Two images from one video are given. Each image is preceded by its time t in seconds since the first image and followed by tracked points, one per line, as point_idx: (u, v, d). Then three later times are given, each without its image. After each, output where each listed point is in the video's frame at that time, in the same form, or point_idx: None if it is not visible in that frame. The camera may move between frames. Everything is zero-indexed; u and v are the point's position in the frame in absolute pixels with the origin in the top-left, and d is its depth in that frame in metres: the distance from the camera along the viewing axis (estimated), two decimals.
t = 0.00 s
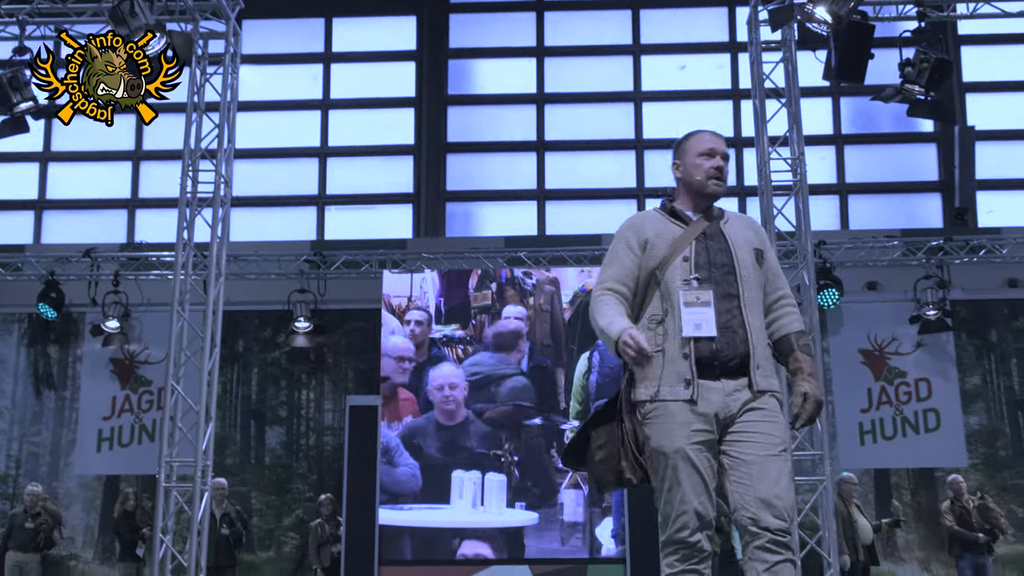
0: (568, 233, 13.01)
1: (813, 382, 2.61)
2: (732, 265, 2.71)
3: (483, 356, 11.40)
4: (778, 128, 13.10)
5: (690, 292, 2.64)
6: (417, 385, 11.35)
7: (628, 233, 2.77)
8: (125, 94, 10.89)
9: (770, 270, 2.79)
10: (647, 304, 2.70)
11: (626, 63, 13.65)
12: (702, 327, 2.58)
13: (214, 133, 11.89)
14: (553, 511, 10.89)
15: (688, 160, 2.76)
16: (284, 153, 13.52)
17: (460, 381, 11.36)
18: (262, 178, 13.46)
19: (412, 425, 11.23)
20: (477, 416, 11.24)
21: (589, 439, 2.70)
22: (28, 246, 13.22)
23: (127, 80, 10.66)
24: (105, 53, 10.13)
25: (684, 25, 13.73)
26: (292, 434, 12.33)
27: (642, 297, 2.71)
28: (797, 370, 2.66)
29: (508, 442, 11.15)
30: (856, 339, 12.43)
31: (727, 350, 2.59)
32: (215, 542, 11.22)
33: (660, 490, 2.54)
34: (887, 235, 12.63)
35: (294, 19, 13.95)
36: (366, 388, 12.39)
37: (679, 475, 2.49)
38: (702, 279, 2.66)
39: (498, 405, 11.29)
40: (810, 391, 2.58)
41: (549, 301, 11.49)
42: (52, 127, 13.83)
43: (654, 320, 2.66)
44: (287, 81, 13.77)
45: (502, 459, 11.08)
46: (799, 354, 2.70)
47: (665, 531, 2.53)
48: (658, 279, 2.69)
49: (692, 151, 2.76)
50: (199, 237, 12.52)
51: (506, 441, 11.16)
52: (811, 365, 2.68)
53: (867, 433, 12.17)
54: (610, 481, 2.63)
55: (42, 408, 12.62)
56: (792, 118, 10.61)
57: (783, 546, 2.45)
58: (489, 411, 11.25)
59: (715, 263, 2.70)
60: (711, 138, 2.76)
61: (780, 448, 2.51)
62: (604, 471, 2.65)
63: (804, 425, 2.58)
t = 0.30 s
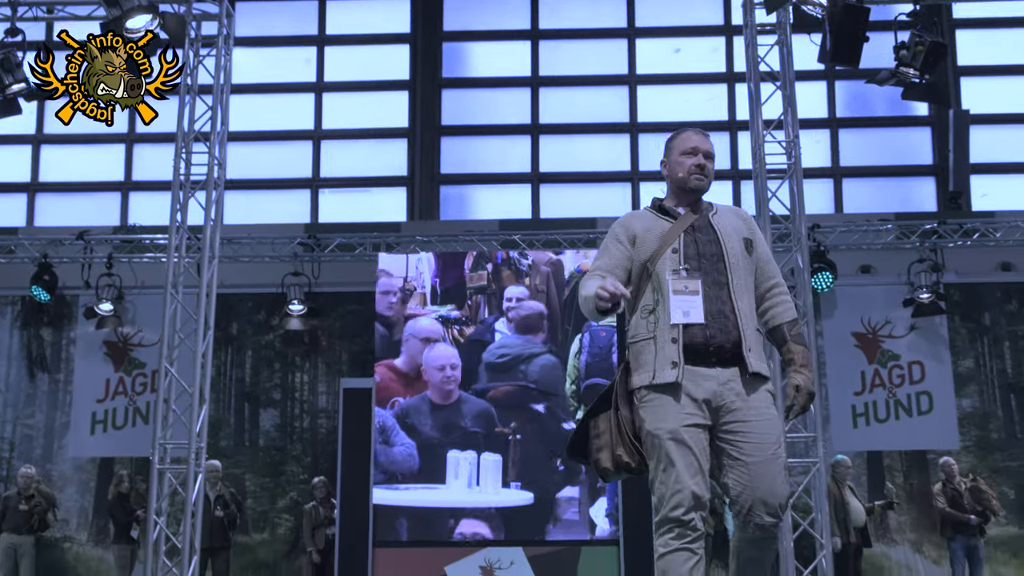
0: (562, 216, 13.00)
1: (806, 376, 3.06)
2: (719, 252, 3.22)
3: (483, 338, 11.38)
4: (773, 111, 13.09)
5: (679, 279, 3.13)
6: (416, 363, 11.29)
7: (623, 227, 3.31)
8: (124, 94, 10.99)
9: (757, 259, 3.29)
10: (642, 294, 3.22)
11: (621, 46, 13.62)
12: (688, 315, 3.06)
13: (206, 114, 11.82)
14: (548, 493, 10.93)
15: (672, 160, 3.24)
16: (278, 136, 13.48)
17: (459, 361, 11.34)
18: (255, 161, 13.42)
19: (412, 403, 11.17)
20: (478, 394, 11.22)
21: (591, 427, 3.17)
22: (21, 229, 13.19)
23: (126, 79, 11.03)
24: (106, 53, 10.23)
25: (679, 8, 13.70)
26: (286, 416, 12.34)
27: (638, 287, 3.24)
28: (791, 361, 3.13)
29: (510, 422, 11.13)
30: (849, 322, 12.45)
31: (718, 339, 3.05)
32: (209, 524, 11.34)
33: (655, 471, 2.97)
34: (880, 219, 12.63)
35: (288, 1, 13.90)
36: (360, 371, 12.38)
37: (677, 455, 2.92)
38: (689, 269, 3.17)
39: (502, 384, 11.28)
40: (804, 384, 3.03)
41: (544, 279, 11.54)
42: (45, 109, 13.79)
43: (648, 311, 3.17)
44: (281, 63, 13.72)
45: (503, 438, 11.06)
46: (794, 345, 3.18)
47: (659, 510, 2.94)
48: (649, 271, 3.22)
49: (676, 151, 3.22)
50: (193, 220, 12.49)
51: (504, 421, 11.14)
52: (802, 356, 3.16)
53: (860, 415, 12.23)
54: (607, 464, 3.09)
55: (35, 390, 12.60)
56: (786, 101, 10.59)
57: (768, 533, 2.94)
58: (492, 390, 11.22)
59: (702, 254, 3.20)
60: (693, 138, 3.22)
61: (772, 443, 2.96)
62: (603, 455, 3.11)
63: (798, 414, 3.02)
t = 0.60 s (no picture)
0: (558, 196, 13.00)
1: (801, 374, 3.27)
2: (730, 257, 3.38)
3: (478, 316, 11.41)
4: (768, 91, 13.07)
5: (690, 278, 3.28)
6: (420, 340, 11.31)
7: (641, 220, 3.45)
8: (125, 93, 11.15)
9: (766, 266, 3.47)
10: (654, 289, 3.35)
11: (617, 25, 13.58)
12: (702, 312, 3.20)
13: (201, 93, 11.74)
14: (544, 471, 10.97)
15: (693, 160, 3.37)
16: (272, 115, 13.43)
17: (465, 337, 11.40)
18: (250, 139, 13.38)
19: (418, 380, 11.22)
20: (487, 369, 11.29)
21: (605, 403, 3.27)
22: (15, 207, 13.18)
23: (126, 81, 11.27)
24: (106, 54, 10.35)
25: None
26: (281, 395, 12.34)
27: (650, 283, 3.37)
28: (790, 361, 3.32)
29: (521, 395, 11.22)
30: (844, 302, 12.47)
31: (726, 336, 3.22)
32: (204, 502, 11.44)
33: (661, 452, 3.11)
34: (875, 199, 12.59)
35: None
36: (355, 350, 12.40)
37: (684, 440, 3.06)
38: (701, 270, 3.32)
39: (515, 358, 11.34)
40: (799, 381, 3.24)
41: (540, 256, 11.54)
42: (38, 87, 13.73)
43: (659, 305, 3.30)
44: (275, 41, 13.65)
45: (514, 412, 11.15)
46: (790, 346, 3.36)
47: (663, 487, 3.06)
48: (662, 268, 3.35)
49: (698, 151, 3.35)
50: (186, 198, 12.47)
51: (513, 395, 11.22)
52: (800, 357, 3.35)
53: (854, 395, 12.25)
54: (621, 439, 3.19)
55: (30, 369, 12.61)
56: (782, 80, 10.56)
57: (743, 524, 3.18)
58: (502, 365, 11.29)
59: (714, 256, 3.36)
60: (715, 141, 3.35)
61: (759, 441, 3.21)
62: (617, 429, 3.21)
63: (794, 408, 3.21)
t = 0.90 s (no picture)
0: (553, 180, 13.01)
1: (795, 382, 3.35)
2: (726, 249, 3.39)
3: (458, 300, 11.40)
4: (764, 74, 13.06)
5: (686, 266, 3.30)
6: (422, 320, 11.29)
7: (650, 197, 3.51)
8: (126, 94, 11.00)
9: (766, 261, 3.46)
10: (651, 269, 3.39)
11: (613, 8, 13.54)
12: (694, 298, 3.24)
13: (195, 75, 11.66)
14: (539, 452, 10.98)
15: (709, 153, 3.36)
16: (267, 98, 13.40)
17: (476, 318, 11.37)
18: (245, 122, 13.35)
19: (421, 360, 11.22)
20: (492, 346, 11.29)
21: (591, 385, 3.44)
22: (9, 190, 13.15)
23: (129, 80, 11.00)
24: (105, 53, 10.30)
25: None
26: (276, 378, 12.36)
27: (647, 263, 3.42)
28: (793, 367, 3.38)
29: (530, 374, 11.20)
30: (838, 286, 12.48)
31: (712, 322, 3.25)
32: (199, 485, 11.48)
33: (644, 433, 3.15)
34: (871, 183, 12.61)
35: None
36: (350, 333, 12.38)
37: (664, 421, 3.12)
38: (695, 256, 3.34)
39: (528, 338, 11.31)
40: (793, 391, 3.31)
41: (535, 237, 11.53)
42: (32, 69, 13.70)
43: (654, 287, 3.35)
44: (269, 24, 13.60)
45: (524, 392, 11.14)
46: (789, 350, 3.42)
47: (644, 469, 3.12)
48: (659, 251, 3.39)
49: (714, 145, 3.34)
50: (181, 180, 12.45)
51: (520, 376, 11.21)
52: (797, 361, 3.40)
53: (848, 379, 12.28)
54: (604, 421, 3.36)
55: (24, 352, 12.60)
56: (779, 64, 10.52)
57: (727, 500, 3.22)
58: (513, 344, 11.29)
59: (710, 246, 3.37)
60: (733, 136, 3.33)
61: (742, 420, 3.24)
62: (600, 413, 3.37)
63: (787, 416, 3.32)
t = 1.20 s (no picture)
0: (548, 159, 13.00)
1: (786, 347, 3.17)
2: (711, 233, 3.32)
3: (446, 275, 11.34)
4: (760, 53, 13.03)
5: (670, 248, 3.26)
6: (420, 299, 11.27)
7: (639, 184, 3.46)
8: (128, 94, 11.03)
9: (754, 244, 3.37)
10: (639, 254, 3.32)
11: None
12: (679, 280, 3.21)
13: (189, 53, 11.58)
14: (534, 431, 10.98)
15: (696, 136, 3.29)
16: (261, 76, 13.35)
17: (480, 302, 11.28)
18: (239, 101, 13.31)
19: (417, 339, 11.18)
20: (498, 323, 11.25)
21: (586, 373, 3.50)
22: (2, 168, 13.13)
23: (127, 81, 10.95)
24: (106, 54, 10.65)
25: None
26: (270, 357, 12.36)
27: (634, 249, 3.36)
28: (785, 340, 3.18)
29: (539, 351, 11.18)
30: (833, 266, 12.48)
31: (696, 303, 3.19)
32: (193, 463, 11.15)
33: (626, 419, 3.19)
34: (866, 162, 12.61)
35: None
36: (344, 312, 12.35)
37: (642, 409, 3.14)
38: (681, 239, 3.29)
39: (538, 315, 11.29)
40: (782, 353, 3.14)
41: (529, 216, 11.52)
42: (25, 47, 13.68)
43: (641, 269, 3.30)
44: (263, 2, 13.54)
45: (531, 369, 11.11)
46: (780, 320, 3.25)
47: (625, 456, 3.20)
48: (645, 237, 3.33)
49: (702, 128, 3.27)
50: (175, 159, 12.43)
51: (528, 353, 11.18)
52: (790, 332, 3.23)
53: (842, 358, 12.33)
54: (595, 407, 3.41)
55: (19, 331, 12.59)
56: (774, 42, 10.48)
57: (718, 479, 3.13)
58: (524, 321, 11.26)
59: (696, 229, 3.31)
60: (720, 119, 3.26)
61: (728, 398, 3.15)
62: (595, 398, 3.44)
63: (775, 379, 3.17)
